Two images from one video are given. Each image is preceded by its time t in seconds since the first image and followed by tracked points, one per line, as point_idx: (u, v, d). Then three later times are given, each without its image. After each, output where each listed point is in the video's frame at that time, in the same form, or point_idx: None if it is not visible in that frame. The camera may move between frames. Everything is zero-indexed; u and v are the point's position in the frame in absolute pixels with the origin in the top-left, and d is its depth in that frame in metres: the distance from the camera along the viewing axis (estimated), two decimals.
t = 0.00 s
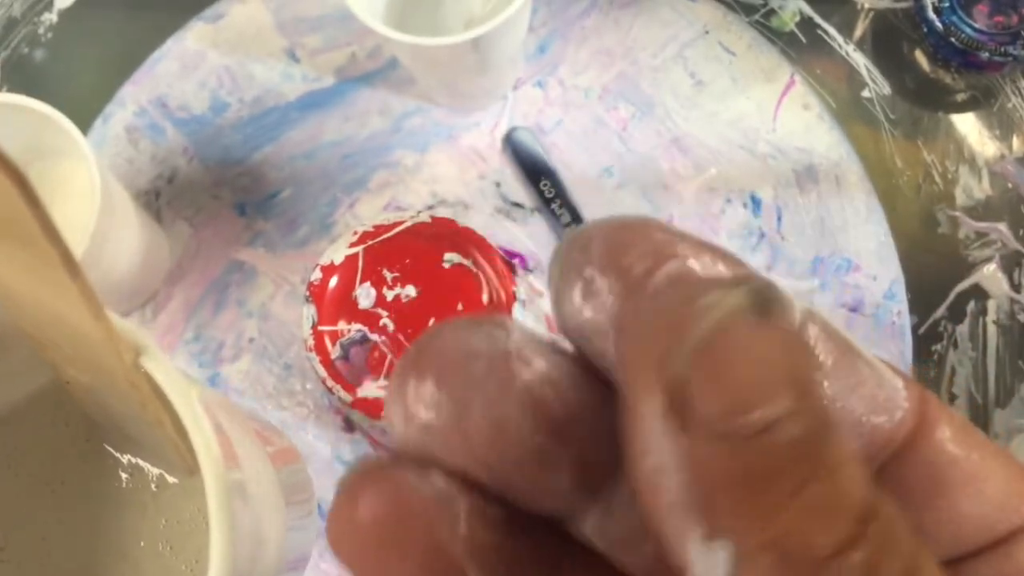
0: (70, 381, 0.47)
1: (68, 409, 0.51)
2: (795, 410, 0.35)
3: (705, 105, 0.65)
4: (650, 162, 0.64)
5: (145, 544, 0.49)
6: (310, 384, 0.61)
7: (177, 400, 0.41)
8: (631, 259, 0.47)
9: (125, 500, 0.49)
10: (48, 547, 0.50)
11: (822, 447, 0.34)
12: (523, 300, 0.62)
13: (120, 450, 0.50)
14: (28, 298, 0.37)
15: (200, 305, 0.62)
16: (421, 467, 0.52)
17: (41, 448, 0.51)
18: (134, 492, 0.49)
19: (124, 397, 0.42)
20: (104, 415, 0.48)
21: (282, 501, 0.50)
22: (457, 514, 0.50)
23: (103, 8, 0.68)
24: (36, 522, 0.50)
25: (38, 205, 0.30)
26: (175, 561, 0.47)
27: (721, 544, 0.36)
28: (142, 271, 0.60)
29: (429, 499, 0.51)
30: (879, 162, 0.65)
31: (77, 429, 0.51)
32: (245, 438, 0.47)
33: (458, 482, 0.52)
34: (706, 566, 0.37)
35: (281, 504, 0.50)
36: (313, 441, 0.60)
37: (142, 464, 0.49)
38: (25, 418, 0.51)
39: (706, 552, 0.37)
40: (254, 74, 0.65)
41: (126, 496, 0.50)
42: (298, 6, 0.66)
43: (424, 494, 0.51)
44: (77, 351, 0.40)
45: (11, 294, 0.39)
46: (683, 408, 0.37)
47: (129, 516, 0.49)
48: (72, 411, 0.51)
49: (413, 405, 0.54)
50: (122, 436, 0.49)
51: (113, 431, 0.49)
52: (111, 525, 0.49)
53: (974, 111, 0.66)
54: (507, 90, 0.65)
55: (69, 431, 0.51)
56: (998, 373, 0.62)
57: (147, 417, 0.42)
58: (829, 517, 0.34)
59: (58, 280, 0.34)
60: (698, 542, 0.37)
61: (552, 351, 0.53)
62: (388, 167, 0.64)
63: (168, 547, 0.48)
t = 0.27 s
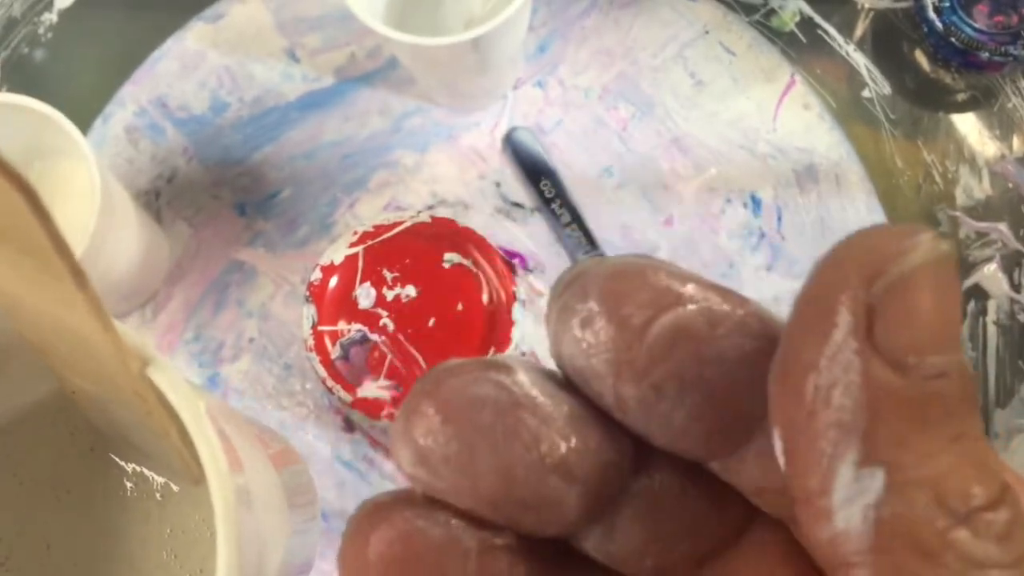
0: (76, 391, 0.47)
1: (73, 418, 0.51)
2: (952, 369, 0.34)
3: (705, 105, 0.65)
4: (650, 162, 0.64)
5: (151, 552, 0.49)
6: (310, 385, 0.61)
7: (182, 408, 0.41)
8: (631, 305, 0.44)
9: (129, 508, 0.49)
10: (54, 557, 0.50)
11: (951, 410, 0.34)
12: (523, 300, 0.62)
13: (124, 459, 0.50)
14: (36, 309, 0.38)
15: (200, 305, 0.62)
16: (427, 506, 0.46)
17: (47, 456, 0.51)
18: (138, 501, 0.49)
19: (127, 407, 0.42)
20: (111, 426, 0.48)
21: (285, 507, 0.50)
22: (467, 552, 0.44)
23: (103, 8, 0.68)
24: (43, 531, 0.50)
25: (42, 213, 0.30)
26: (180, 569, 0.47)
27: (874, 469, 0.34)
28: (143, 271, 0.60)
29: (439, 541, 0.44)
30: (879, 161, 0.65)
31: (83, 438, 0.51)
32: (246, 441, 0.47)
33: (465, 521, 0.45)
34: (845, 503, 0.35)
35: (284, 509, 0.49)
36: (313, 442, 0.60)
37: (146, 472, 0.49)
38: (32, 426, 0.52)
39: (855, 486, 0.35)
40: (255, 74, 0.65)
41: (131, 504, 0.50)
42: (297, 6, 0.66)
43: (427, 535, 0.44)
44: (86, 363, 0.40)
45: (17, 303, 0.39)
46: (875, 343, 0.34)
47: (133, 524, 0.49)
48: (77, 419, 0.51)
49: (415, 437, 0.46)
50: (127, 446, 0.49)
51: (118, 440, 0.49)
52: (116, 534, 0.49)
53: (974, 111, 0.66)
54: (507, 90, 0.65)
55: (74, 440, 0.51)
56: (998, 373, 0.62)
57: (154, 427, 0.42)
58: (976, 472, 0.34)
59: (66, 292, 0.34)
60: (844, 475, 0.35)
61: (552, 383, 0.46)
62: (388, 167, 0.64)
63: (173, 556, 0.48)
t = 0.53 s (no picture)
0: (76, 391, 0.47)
1: (72, 417, 0.51)
2: (761, 425, 0.34)
3: (705, 105, 0.65)
4: (650, 162, 0.64)
5: (152, 551, 0.48)
6: (310, 385, 0.61)
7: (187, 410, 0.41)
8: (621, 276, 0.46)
9: (131, 507, 0.49)
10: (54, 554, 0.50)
11: (785, 461, 0.34)
12: (523, 300, 0.62)
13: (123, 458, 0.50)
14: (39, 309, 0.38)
15: (200, 305, 0.62)
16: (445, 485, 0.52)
17: (46, 456, 0.51)
18: (140, 500, 0.49)
19: (129, 406, 0.42)
20: (114, 426, 0.47)
21: (284, 507, 0.50)
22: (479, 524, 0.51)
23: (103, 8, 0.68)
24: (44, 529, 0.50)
25: (50, 208, 0.30)
26: (181, 568, 0.47)
27: (694, 561, 0.35)
28: (145, 270, 0.60)
29: (456, 514, 0.51)
30: (879, 161, 0.65)
31: (81, 437, 0.51)
32: (247, 441, 0.47)
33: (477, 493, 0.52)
34: None
35: (282, 504, 0.49)
36: (313, 442, 0.60)
37: (148, 471, 0.49)
38: (29, 426, 0.52)
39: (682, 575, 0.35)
40: (254, 74, 0.65)
41: (132, 503, 0.49)
42: (297, 6, 0.66)
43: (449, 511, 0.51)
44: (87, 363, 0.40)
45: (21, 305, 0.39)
46: (646, 437, 0.35)
47: (134, 522, 0.49)
48: (78, 418, 0.51)
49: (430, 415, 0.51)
50: (127, 444, 0.49)
51: (119, 439, 0.49)
52: (117, 532, 0.49)
53: (974, 111, 0.66)
54: (507, 90, 0.65)
55: (73, 440, 0.51)
56: (999, 374, 0.62)
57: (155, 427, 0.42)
58: (793, 518, 0.34)
59: (69, 291, 0.34)
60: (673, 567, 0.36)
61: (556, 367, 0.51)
62: (388, 167, 0.64)
63: (174, 555, 0.48)
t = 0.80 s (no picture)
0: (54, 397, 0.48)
1: (54, 426, 0.51)
2: (675, 484, 0.33)
3: (705, 105, 0.65)
4: (650, 161, 0.64)
5: (129, 558, 0.48)
6: (310, 384, 0.61)
7: (164, 422, 0.39)
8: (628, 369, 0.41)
9: (109, 514, 0.49)
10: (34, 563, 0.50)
11: (703, 515, 0.33)
12: (524, 299, 0.62)
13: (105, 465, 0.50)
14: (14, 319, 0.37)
15: (200, 306, 0.62)
16: None
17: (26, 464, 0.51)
18: (120, 507, 0.49)
19: (107, 415, 0.42)
20: (90, 431, 0.48)
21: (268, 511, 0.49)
22: None
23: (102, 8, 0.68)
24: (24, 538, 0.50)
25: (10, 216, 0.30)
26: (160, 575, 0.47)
27: None
28: (145, 270, 0.60)
29: None
30: (879, 161, 0.65)
31: (62, 444, 0.51)
32: (227, 449, 0.46)
33: None
34: None
35: (266, 513, 0.48)
36: (314, 442, 0.61)
37: (128, 478, 0.49)
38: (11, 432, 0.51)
39: None
40: (254, 74, 0.65)
41: (112, 510, 0.49)
42: (297, 6, 0.66)
43: None
44: (64, 371, 0.40)
45: None
46: (557, 515, 0.34)
47: (113, 530, 0.49)
48: (57, 426, 0.51)
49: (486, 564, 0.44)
50: (108, 451, 0.49)
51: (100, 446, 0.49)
52: (96, 540, 0.49)
53: (974, 111, 0.66)
54: (507, 90, 0.65)
55: (54, 446, 0.51)
56: (999, 374, 0.62)
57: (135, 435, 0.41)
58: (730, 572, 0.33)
59: (38, 298, 0.33)
60: None
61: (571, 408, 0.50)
62: (388, 167, 0.64)
63: (154, 562, 0.47)
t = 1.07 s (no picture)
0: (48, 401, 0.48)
1: (50, 429, 0.52)
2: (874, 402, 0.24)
3: (705, 105, 0.65)
4: (650, 162, 0.64)
5: (126, 563, 0.48)
6: (311, 384, 0.61)
7: (153, 426, 0.38)
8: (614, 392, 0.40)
9: (105, 520, 0.49)
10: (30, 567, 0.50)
11: (895, 459, 0.24)
12: (524, 299, 0.62)
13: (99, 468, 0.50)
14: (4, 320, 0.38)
15: (201, 306, 0.63)
16: None
17: (23, 467, 0.51)
18: (115, 512, 0.49)
19: (100, 416, 0.42)
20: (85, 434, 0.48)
21: (263, 512, 0.49)
22: None
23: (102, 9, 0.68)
24: (19, 543, 0.50)
25: None
26: None
27: None
28: (145, 270, 0.60)
29: None
30: (878, 161, 0.65)
31: (58, 447, 0.51)
32: (221, 452, 0.46)
33: None
34: None
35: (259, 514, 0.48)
36: (315, 441, 0.61)
37: (124, 482, 0.49)
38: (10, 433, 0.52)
39: None
40: (255, 75, 0.65)
41: (107, 516, 0.49)
42: (298, 6, 0.66)
43: None
44: (55, 374, 0.41)
45: None
46: (751, 389, 0.23)
47: (108, 535, 0.49)
48: (53, 429, 0.52)
49: None
50: (104, 454, 0.49)
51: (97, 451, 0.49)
52: (92, 545, 0.49)
53: (973, 112, 0.67)
54: (507, 90, 0.65)
55: (50, 450, 0.51)
56: (997, 374, 0.62)
57: (129, 437, 0.42)
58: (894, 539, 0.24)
59: (24, 300, 0.34)
60: None
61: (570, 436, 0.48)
62: (389, 168, 0.65)
63: (151, 566, 0.47)
